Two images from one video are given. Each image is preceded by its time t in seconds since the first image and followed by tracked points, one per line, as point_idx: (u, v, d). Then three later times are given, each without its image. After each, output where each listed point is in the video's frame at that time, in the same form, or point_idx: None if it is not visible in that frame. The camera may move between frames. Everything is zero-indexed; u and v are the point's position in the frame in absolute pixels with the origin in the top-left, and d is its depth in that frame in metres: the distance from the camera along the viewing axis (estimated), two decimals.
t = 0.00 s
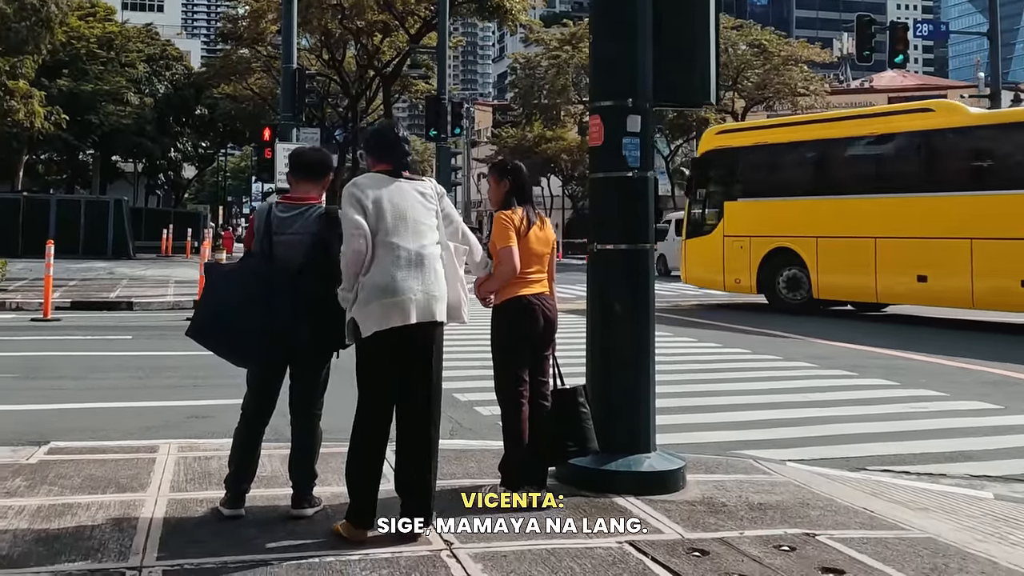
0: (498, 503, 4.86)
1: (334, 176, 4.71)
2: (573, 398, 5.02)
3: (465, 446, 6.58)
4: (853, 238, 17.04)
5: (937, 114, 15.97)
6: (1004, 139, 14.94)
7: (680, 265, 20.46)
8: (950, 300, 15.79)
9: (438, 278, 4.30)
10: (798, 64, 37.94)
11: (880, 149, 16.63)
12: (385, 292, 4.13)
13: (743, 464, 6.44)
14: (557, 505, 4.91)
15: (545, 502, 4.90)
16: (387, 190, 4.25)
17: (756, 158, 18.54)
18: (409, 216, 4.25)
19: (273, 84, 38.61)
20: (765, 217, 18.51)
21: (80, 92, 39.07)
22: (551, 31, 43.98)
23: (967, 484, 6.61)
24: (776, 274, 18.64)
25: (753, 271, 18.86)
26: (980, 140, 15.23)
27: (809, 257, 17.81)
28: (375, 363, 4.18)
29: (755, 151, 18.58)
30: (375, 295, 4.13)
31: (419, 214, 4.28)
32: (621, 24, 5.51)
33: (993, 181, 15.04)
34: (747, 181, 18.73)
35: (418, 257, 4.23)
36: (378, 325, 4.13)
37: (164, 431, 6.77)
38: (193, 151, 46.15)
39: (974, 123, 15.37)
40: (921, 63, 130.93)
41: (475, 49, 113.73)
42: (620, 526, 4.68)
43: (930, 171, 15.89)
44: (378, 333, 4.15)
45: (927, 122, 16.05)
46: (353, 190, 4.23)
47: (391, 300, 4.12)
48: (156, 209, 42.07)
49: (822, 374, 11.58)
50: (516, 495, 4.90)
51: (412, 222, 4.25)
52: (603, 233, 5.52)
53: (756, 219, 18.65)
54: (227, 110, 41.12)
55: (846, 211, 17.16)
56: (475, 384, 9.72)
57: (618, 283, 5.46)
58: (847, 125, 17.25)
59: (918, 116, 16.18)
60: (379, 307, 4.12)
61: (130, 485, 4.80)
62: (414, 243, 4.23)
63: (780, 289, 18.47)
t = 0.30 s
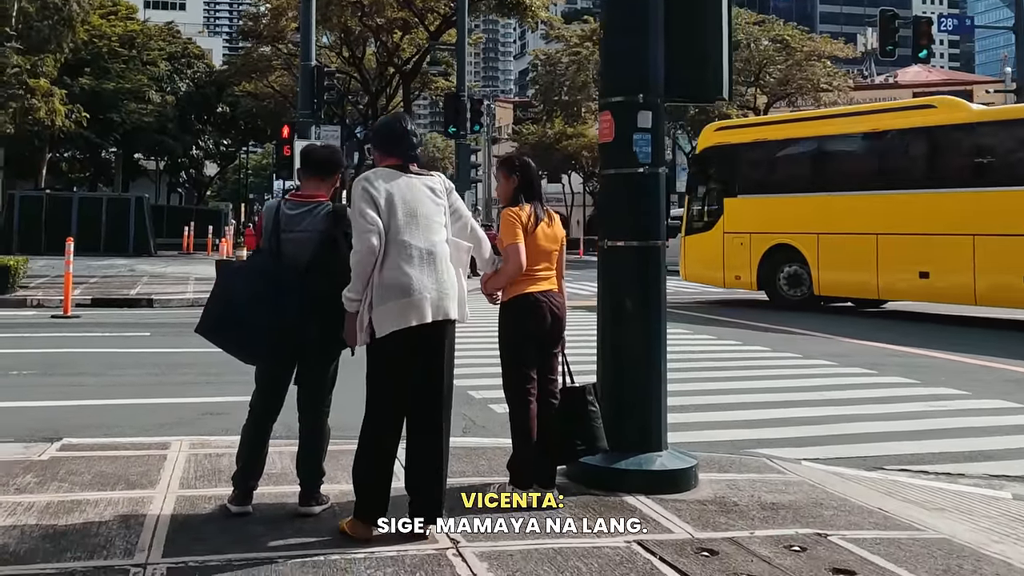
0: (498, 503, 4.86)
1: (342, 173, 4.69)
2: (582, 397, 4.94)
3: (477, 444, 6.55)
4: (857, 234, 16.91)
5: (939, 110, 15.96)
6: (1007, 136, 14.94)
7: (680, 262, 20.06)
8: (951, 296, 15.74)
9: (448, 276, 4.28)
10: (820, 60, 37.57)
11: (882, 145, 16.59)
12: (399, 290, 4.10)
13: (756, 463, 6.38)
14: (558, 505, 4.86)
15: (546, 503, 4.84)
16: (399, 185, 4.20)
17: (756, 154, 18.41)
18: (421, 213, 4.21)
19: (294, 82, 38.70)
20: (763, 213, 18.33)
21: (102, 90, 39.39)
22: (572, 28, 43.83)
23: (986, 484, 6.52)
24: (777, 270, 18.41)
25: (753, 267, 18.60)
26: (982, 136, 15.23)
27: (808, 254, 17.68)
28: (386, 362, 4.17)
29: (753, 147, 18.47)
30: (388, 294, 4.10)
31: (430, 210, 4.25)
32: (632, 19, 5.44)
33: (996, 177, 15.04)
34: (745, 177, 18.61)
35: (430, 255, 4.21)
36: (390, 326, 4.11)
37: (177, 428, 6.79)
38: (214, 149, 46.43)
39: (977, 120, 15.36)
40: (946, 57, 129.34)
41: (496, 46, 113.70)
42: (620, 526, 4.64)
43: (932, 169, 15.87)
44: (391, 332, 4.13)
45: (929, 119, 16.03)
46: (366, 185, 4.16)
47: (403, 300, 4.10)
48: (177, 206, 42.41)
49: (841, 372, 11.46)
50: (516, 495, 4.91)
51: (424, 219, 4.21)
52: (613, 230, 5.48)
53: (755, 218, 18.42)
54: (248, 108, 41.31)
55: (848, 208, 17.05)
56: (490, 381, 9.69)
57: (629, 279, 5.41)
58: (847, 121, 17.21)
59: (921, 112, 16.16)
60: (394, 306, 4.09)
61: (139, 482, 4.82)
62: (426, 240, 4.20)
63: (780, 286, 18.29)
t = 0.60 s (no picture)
0: (497, 503, 4.82)
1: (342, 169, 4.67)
2: (582, 395, 4.92)
3: (482, 442, 6.53)
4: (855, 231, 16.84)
5: (939, 107, 15.87)
6: (1008, 133, 14.87)
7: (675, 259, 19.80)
8: (950, 294, 15.68)
9: (448, 272, 4.26)
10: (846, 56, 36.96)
11: (880, 141, 16.50)
12: (399, 288, 4.08)
13: (764, 463, 6.30)
14: (558, 504, 4.82)
15: (546, 504, 4.79)
16: (397, 181, 4.18)
17: (756, 151, 18.29)
18: (421, 210, 4.19)
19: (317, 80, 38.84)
20: (762, 211, 18.22)
21: (126, 88, 39.65)
22: (595, 25, 43.70)
23: (999, 485, 6.40)
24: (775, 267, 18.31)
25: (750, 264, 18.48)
26: (983, 134, 15.14)
27: (807, 252, 17.60)
28: (385, 359, 4.15)
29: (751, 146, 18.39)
30: (388, 292, 4.09)
31: (429, 206, 4.22)
32: (637, 13, 5.38)
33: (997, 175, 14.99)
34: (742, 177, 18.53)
35: (429, 251, 4.19)
36: (390, 323, 4.09)
37: (186, 424, 6.82)
38: (238, 146, 46.66)
39: (978, 117, 15.26)
40: (976, 53, 127.50)
41: (521, 43, 113.64)
42: (620, 526, 4.58)
43: (931, 167, 15.81)
44: (392, 330, 4.11)
45: (930, 116, 15.95)
46: (366, 182, 4.14)
47: (404, 298, 4.08)
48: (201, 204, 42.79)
49: (858, 371, 11.33)
50: (515, 494, 4.87)
51: (423, 215, 4.19)
52: (617, 227, 5.41)
53: (752, 215, 18.36)
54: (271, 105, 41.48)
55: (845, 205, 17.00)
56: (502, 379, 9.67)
57: (632, 276, 5.35)
58: (847, 119, 17.10)
59: (921, 110, 16.07)
60: (394, 304, 4.08)
61: (139, 478, 4.84)
62: (425, 236, 4.18)
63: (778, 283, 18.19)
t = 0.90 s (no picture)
0: (497, 503, 4.79)
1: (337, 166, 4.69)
2: (581, 391, 4.91)
3: (484, 439, 6.52)
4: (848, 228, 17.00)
5: (930, 105, 16.14)
6: (1000, 131, 15.13)
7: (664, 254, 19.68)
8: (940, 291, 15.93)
9: (440, 268, 4.24)
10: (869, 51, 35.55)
11: (872, 138, 16.73)
12: (389, 285, 4.08)
13: (768, 462, 6.25)
14: (558, 505, 4.79)
15: (546, 504, 4.77)
16: (386, 178, 4.17)
17: (745, 148, 18.45)
18: (410, 205, 4.17)
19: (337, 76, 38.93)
20: (757, 208, 18.24)
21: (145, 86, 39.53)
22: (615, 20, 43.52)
23: (1008, 485, 6.31)
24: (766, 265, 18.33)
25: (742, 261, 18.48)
26: (975, 131, 15.40)
27: (799, 249, 17.71)
28: (377, 356, 4.14)
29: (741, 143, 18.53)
30: (378, 289, 4.09)
31: (419, 201, 4.21)
32: (637, 7, 5.33)
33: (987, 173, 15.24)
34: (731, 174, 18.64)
35: (421, 247, 4.18)
36: (380, 321, 4.09)
37: (191, 419, 6.86)
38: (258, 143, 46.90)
39: (972, 114, 15.52)
40: (1003, 48, 125.75)
41: (542, 40, 113.40)
42: (619, 526, 4.53)
43: (923, 164, 16.05)
44: (383, 327, 4.10)
45: (922, 113, 16.20)
46: (357, 179, 4.15)
47: (394, 295, 4.08)
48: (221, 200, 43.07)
49: (873, 369, 11.22)
50: (515, 494, 4.83)
51: (415, 211, 4.18)
52: (619, 223, 5.37)
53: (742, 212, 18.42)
54: (291, 102, 41.66)
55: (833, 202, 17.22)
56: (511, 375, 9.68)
57: (632, 274, 5.32)
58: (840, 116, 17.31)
59: (914, 107, 16.33)
60: (383, 301, 4.07)
61: (138, 473, 4.88)
62: (415, 232, 4.17)
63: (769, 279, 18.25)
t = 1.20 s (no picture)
0: (498, 503, 4.77)
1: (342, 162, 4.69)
2: (585, 386, 4.90)
3: (489, 435, 6.53)
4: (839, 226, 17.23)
5: (918, 103, 16.36)
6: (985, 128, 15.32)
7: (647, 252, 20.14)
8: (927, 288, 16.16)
9: (433, 264, 4.20)
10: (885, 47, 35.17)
11: (860, 136, 16.97)
12: (377, 282, 4.08)
13: (776, 459, 6.21)
14: (559, 505, 4.76)
15: (546, 504, 4.74)
16: (379, 173, 4.17)
17: (733, 144, 18.70)
18: (404, 201, 4.15)
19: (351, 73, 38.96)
20: (747, 207, 18.48)
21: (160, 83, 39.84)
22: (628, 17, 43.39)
23: (1019, 484, 6.25)
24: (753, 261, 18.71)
25: (726, 258, 18.87)
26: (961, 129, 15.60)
27: (785, 246, 18.05)
28: (371, 352, 4.15)
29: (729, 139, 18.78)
30: (367, 286, 4.09)
31: (413, 197, 4.18)
32: (643, 5, 5.32)
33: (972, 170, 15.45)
34: (718, 169, 18.88)
35: (412, 243, 4.16)
36: (369, 316, 4.09)
37: (201, 415, 6.89)
38: (273, 140, 46.97)
39: (958, 111, 15.71)
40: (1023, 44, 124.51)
41: (557, 37, 113.20)
42: (621, 526, 4.47)
43: (909, 161, 16.27)
44: (372, 325, 4.11)
45: (911, 110, 16.42)
46: (351, 175, 4.16)
47: (383, 291, 4.07)
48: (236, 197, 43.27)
49: (885, 367, 11.15)
50: (515, 494, 4.82)
51: (408, 206, 4.15)
52: (624, 220, 5.35)
53: (726, 209, 18.76)
54: (305, 99, 41.70)
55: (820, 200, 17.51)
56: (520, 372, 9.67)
57: (637, 270, 5.30)
58: (830, 112, 17.52)
59: (902, 104, 16.55)
60: (371, 299, 4.08)
61: (144, 468, 4.91)
62: (407, 228, 4.14)
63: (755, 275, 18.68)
